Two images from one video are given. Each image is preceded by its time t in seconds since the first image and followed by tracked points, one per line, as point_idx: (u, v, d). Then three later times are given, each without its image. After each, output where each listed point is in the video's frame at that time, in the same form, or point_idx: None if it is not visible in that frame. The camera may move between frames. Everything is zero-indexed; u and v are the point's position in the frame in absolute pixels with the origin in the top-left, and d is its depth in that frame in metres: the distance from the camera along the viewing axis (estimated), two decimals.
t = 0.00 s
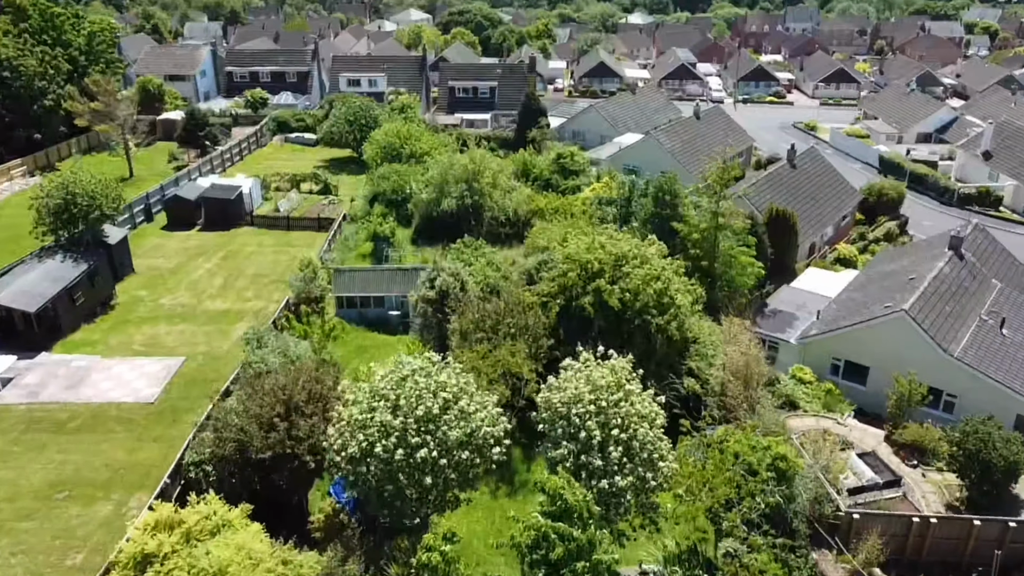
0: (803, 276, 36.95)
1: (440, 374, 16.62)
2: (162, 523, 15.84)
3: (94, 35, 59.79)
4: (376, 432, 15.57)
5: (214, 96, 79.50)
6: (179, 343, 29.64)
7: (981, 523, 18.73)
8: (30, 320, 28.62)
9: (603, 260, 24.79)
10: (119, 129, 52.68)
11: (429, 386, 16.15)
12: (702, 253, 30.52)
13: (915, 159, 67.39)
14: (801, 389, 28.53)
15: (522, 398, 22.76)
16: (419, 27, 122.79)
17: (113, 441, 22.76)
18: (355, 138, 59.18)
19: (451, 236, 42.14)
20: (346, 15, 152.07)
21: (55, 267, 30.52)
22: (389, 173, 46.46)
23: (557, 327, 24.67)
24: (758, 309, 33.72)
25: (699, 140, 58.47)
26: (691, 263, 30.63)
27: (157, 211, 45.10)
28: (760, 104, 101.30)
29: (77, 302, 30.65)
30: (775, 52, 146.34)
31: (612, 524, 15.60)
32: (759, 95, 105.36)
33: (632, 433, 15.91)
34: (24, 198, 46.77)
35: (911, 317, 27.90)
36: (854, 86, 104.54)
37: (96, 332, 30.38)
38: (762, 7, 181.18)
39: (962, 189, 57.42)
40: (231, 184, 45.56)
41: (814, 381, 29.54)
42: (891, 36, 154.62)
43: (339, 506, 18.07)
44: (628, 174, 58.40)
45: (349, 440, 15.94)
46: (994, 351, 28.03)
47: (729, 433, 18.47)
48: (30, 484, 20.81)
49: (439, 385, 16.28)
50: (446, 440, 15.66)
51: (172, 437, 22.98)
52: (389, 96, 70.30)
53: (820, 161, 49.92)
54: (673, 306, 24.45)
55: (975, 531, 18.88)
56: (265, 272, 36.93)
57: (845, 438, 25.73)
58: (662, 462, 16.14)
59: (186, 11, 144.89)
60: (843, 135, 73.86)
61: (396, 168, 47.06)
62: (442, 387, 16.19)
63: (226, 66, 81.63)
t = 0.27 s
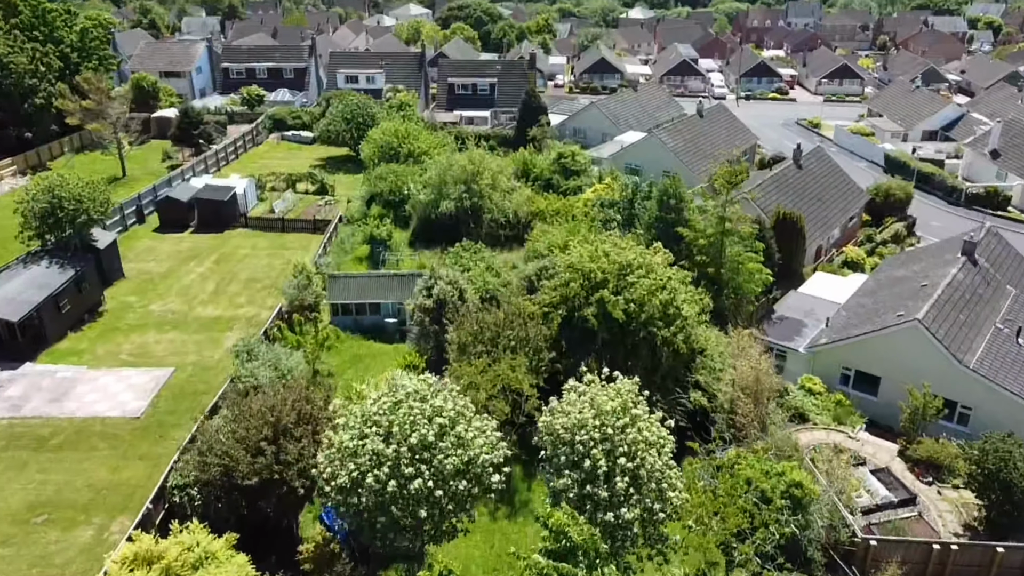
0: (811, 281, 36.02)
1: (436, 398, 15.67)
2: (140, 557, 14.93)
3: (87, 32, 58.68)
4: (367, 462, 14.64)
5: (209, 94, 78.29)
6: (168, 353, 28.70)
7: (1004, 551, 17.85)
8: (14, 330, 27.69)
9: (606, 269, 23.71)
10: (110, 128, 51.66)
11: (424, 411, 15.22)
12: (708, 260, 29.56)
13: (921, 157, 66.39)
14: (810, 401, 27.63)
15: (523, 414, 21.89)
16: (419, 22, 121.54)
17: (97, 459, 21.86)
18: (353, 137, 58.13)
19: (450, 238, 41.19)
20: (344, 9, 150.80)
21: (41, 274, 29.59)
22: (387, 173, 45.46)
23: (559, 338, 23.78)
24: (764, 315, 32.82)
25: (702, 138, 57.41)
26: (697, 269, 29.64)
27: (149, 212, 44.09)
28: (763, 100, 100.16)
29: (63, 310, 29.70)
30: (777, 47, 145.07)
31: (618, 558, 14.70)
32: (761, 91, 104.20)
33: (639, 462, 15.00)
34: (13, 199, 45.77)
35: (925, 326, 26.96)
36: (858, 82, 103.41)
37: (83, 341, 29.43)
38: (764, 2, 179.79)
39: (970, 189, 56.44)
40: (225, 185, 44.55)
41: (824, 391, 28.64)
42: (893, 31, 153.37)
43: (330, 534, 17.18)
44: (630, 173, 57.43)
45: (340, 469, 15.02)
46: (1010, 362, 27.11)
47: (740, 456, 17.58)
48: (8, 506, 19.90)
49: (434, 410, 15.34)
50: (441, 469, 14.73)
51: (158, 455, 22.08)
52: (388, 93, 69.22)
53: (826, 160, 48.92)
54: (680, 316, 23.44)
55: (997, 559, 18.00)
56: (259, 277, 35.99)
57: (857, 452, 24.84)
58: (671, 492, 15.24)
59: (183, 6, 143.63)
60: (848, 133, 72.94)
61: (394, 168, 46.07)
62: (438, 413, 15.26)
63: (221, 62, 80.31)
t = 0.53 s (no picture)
0: (821, 290, 34.89)
1: (429, 436, 14.48)
2: None
3: (77, 29, 57.32)
4: (354, 507, 13.47)
5: (204, 92, 76.94)
6: (153, 368, 27.48)
7: None
8: None
9: (611, 285, 22.46)
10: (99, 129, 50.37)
11: (416, 450, 14.07)
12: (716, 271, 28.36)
13: (929, 158, 65.15)
14: (823, 420, 26.47)
15: (523, 440, 20.74)
16: (417, 18, 120.04)
17: (73, 487, 20.68)
18: (348, 137, 56.78)
19: (448, 244, 39.98)
20: (343, 5, 149.26)
21: (21, 284, 28.35)
22: (383, 175, 44.23)
23: (561, 357, 22.62)
24: (774, 327, 31.66)
25: (706, 140, 56.22)
26: (705, 281, 28.44)
27: (139, 216, 42.83)
28: (766, 98, 98.83)
29: (44, 323, 28.47)
30: (779, 44, 143.57)
31: None
32: (764, 89, 102.81)
33: (649, 506, 13.81)
34: None
35: (943, 342, 25.79)
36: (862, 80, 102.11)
37: (64, 355, 28.20)
38: None
39: (980, 191, 55.19)
40: (217, 188, 43.30)
41: (836, 409, 27.51)
42: (896, 27, 151.98)
43: None
44: (632, 175, 56.18)
45: (324, 514, 13.82)
46: None
47: (755, 491, 16.41)
48: None
49: (427, 449, 14.14)
50: (434, 516, 13.55)
51: (138, 483, 20.90)
52: (385, 92, 67.90)
53: (833, 163, 47.71)
54: (688, 335, 22.23)
55: None
56: (250, 286, 34.79)
57: (873, 476, 23.70)
58: (685, 538, 14.06)
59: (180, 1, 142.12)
60: (854, 132, 71.78)
61: (391, 170, 44.85)
62: (433, 454, 14.09)
63: (216, 59, 78.86)
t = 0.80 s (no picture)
0: (829, 292, 33.88)
1: (421, 468, 13.48)
2: None
3: (67, 19, 55.98)
4: (340, 546, 12.47)
5: (199, 84, 75.60)
6: (139, 376, 26.45)
7: None
8: None
9: (616, 294, 21.38)
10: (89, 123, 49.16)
11: (408, 484, 13.12)
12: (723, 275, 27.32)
13: (936, 152, 63.99)
14: (835, 432, 25.49)
15: (523, 458, 19.77)
16: (415, 7, 118.34)
17: (50, 508, 19.68)
18: (345, 131, 55.50)
19: (446, 244, 38.87)
20: None
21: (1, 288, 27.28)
22: (379, 171, 43.07)
23: (563, 369, 21.62)
24: (782, 333, 30.64)
25: (709, 134, 55.06)
26: (712, 286, 27.40)
27: (128, 213, 41.68)
28: (769, 89, 97.38)
29: (25, 329, 27.42)
30: (781, 34, 141.86)
31: None
32: (768, 80, 101.36)
33: (659, 544, 12.84)
34: None
35: (961, 351, 24.79)
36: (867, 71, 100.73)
37: (46, 363, 27.17)
38: None
39: (989, 186, 54.06)
40: (208, 185, 42.15)
41: (848, 419, 26.54)
42: (900, 17, 150.20)
43: None
44: (634, 170, 55.02)
45: (309, 554, 12.84)
46: None
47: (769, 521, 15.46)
48: None
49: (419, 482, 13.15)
50: (427, 556, 12.57)
51: (118, 503, 19.90)
52: (383, 85, 66.59)
53: (840, 159, 46.60)
54: (696, 347, 21.22)
55: None
56: (241, 288, 33.73)
57: (888, 492, 22.75)
58: None
59: None
60: (859, 125, 70.57)
61: (388, 166, 43.71)
62: (425, 490, 13.10)
63: (211, 50, 77.43)
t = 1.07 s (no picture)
0: (838, 299, 33.01)
1: (414, 506, 12.75)
2: None
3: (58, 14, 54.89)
4: None
5: (194, 80, 74.52)
6: (125, 388, 25.55)
7: None
8: None
9: (621, 309, 20.51)
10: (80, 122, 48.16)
11: (399, 524, 12.37)
12: (730, 284, 26.45)
13: (942, 151, 63.04)
14: (845, 446, 24.67)
15: (523, 480, 18.87)
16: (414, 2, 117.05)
17: (28, 532, 18.87)
18: (341, 129, 54.45)
19: (444, 247, 38.00)
20: None
21: None
22: (376, 172, 42.10)
23: (565, 385, 20.76)
24: (789, 342, 29.78)
25: (713, 133, 54.11)
26: (718, 295, 26.55)
27: (119, 215, 40.74)
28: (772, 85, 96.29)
29: (8, 338, 26.52)
30: (783, 29, 140.55)
31: None
32: (770, 77, 100.23)
33: None
34: None
35: (976, 365, 23.96)
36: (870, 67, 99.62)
37: (31, 374, 26.28)
38: None
39: (997, 186, 53.12)
40: (201, 185, 41.19)
41: (858, 433, 25.69)
42: (903, 12, 148.72)
43: None
44: (636, 169, 54.02)
45: None
46: None
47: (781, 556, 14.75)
48: None
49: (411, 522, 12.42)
50: None
51: (99, 528, 19.06)
52: (380, 82, 65.56)
53: (847, 159, 45.67)
54: (704, 363, 20.38)
55: None
56: (233, 293, 32.83)
57: (902, 512, 21.91)
58: None
59: None
60: (864, 122, 69.59)
61: (384, 166, 42.75)
62: (418, 531, 12.32)
63: (207, 46, 76.28)
